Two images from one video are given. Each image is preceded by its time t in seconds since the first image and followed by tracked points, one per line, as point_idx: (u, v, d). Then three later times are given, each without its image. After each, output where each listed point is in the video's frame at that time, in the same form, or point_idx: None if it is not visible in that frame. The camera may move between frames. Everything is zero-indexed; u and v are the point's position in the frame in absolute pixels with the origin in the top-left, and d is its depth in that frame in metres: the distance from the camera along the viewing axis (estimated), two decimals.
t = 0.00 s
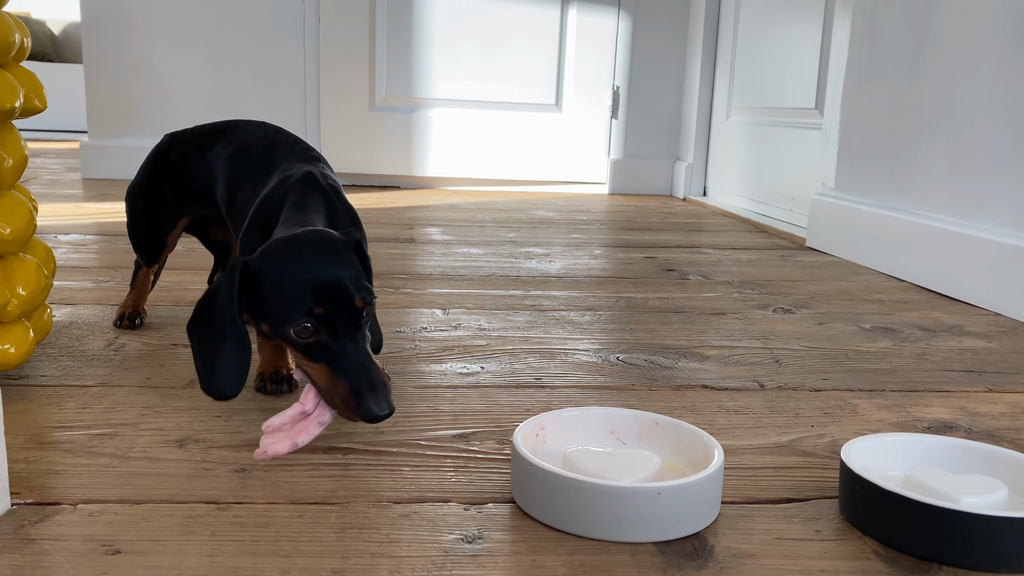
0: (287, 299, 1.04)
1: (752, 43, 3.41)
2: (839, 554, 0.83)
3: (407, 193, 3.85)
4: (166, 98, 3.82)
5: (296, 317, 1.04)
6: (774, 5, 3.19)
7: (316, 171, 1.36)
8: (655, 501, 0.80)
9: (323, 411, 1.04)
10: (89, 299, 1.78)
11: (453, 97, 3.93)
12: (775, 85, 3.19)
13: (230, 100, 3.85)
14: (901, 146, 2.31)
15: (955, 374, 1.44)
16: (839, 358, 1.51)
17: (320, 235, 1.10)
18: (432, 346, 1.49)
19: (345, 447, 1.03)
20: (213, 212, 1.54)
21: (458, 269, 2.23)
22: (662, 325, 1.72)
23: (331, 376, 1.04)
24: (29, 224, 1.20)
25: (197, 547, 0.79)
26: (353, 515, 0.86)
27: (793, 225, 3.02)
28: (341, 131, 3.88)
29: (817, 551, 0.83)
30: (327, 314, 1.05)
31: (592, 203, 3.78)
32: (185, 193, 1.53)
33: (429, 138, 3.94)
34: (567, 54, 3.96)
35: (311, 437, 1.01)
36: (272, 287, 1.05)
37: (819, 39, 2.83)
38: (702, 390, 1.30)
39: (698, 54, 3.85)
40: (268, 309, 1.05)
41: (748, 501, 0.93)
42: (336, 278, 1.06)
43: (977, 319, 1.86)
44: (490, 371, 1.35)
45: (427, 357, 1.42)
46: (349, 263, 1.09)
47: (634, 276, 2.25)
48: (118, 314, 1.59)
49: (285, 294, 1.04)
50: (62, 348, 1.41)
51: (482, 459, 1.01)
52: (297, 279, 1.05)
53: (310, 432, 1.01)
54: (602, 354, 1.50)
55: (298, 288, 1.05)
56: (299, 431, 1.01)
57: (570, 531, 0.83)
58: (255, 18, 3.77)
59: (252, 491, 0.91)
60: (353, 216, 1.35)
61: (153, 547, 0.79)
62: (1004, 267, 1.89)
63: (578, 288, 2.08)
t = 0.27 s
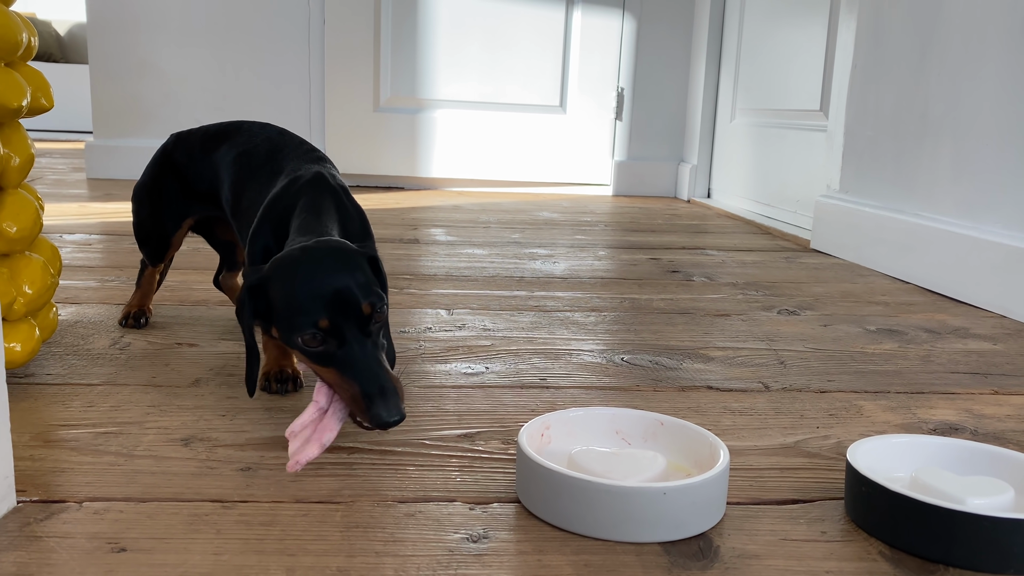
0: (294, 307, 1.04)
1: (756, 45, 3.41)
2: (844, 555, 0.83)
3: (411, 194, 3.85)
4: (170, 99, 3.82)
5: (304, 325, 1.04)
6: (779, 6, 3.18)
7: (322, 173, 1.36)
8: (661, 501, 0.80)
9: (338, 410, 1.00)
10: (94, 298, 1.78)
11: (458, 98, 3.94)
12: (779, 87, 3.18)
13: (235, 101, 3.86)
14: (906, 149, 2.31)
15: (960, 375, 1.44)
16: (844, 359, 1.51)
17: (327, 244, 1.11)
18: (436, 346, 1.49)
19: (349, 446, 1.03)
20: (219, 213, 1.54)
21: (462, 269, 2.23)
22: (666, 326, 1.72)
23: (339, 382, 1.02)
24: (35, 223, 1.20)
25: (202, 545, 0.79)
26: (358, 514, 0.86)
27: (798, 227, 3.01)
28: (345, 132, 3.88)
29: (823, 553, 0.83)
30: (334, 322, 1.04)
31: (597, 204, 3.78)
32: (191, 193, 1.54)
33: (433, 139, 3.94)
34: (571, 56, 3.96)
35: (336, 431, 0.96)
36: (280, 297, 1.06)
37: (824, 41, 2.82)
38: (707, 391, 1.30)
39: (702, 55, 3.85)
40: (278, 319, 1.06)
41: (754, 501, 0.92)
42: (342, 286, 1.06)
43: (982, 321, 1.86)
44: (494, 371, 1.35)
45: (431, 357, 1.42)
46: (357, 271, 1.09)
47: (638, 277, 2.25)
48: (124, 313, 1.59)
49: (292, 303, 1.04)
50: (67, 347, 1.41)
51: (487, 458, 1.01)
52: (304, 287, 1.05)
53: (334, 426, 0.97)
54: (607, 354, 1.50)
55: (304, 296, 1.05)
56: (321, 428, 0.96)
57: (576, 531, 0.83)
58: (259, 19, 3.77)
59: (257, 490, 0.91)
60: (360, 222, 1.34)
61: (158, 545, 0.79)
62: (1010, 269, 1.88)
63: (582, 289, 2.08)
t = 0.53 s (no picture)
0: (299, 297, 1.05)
1: (758, 47, 3.41)
2: (846, 557, 0.82)
3: (412, 195, 3.86)
4: (172, 100, 3.83)
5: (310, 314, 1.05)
6: (782, 9, 3.18)
7: (324, 174, 1.36)
8: (662, 504, 0.80)
9: (335, 395, 1.04)
10: (96, 298, 1.78)
11: (460, 100, 3.95)
12: (781, 90, 3.18)
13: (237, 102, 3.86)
14: (908, 151, 2.31)
15: (961, 379, 1.44)
16: (846, 362, 1.51)
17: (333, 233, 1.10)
18: (437, 348, 1.49)
19: (351, 447, 1.03)
20: (221, 213, 1.55)
21: (463, 271, 2.24)
22: (668, 328, 1.72)
23: (342, 370, 1.04)
24: (37, 223, 1.20)
25: (203, 545, 0.79)
26: (358, 515, 0.86)
27: (799, 229, 3.01)
28: (347, 133, 3.88)
29: (824, 555, 0.83)
30: (340, 312, 1.05)
31: (598, 206, 3.78)
32: (193, 193, 1.54)
33: (435, 140, 3.94)
34: (573, 58, 3.97)
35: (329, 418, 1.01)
36: (285, 284, 1.06)
37: (827, 43, 2.82)
38: (708, 393, 1.30)
39: (704, 58, 3.85)
40: (282, 305, 1.06)
41: (755, 504, 0.92)
42: (349, 276, 1.06)
43: (984, 324, 1.86)
44: (496, 373, 1.35)
45: (432, 358, 1.42)
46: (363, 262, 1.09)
47: (640, 279, 2.25)
48: (125, 314, 1.59)
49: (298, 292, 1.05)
50: (68, 347, 1.41)
51: (487, 460, 1.01)
52: (311, 277, 1.05)
53: (328, 412, 1.01)
54: (608, 356, 1.50)
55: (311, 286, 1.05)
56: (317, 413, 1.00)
57: (578, 533, 0.83)
58: (261, 20, 3.76)
59: (258, 491, 0.91)
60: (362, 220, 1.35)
61: (159, 545, 0.79)
62: (1012, 272, 1.88)
63: (583, 291, 2.08)
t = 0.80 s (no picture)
0: (294, 265, 1.09)
1: (759, 49, 3.41)
2: (845, 560, 0.82)
3: (412, 196, 3.86)
4: (173, 100, 3.82)
5: (309, 282, 1.09)
6: (782, 11, 3.18)
7: (324, 174, 1.37)
8: (660, 506, 0.80)
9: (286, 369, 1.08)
10: (95, 298, 1.78)
11: (460, 101, 3.95)
12: (782, 92, 3.18)
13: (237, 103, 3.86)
14: (908, 153, 2.31)
15: (961, 381, 1.44)
16: (845, 364, 1.51)
17: (327, 216, 1.19)
18: (437, 349, 1.49)
19: (350, 448, 1.03)
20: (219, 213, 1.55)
21: (463, 272, 2.23)
22: (667, 330, 1.72)
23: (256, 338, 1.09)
24: (36, 223, 1.20)
25: (201, 546, 0.79)
26: (357, 516, 0.86)
27: (799, 232, 3.01)
28: (347, 134, 3.88)
29: (823, 558, 0.83)
30: (283, 294, 1.09)
31: (598, 208, 3.78)
32: (192, 193, 1.54)
33: (435, 141, 3.94)
34: (573, 60, 3.97)
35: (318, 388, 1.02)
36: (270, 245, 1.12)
37: (827, 45, 2.82)
38: (708, 395, 1.30)
39: (705, 60, 3.86)
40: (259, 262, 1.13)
41: (754, 506, 0.92)
42: (310, 269, 1.09)
43: (984, 327, 1.86)
44: (495, 374, 1.35)
45: (432, 359, 1.42)
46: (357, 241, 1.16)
47: (639, 281, 2.25)
48: (124, 314, 1.59)
49: (294, 262, 1.09)
50: (67, 347, 1.41)
51: (487, 461, 1.01)
52: (309, 247, 1.11)
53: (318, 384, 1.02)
54: (607, 357, 1.50)
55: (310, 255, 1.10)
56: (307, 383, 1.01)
57: (575, 535, 0.83)
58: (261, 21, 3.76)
59: (257, 491, 0.91)
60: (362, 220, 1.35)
61: (157, 545, 0.79)
62: (1012, 275, 1.88)
63: (583, 292, 2.08)
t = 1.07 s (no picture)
0: (276, 255, 1.09)
1: (759, 51, 3.41)
2: (844, 562, 0.82)
3: (411, 197, 3.86)
4: (172, 101, 3.82)
5: (291, 272, 1.09)
6: (782, 13, 3.19)
7: (325, 175, 1.36)
8: (659, 507, 0.80)
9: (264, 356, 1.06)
10: (94, 299, 1.78)
11: (460, 103, 3.95)
12: (781, 93, 3.18)
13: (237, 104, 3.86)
14: (908, 155, 2.31)
15: (960, 384, 1.44)
16: (844, 366, 1.51)
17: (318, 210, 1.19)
18: (436, 349, 1.49)
19: (349, 449, 1.03)
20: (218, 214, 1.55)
21: (462, 273, 2.23)
22: (666, 331, 1.72)
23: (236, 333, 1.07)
24: (35, 223, 1.20)
25: (199, 546, 0.79)
26: (355, 517, 0.85)
27: (798, 234, 3.01)
28: (347, 135, 3.88)
29: (822, 560, 0.82)
30: (264, 284, 1.08)
31: (598, 209, 3.78)
32: (192, 194, 1.54)
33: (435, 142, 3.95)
34: (572, 62, 3.97)
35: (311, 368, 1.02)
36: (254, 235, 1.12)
37: (827, 47, 2.83)
38: (707, 397, 1.30)
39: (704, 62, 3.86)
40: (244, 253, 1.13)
41: (753, 508, 0.92)
42: (292, 259, 1.09)
43: (983, 329, 1.86)
44: (494, 375, 1.35)
45: (431, 360, 1.42)
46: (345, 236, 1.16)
47: (638, 282, 2.25)
48: (123, 314, 1.59)
49: (274, 253, 1.09)
50: (66, 347, 1.41)
51: (485, 462, 1.01)
52: (292, 238, 1.11)
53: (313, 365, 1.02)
54: (606, 359, 1.50)
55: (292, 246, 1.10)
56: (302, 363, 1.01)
57: (574, 536, 0.83)
58: (261, 21, 3.76)
59: (255, 491, 0.91)
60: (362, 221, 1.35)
61: (155, 545, 0.78)
62: (1012, 278, 1.88)
63: (582, 294, 2.08)
